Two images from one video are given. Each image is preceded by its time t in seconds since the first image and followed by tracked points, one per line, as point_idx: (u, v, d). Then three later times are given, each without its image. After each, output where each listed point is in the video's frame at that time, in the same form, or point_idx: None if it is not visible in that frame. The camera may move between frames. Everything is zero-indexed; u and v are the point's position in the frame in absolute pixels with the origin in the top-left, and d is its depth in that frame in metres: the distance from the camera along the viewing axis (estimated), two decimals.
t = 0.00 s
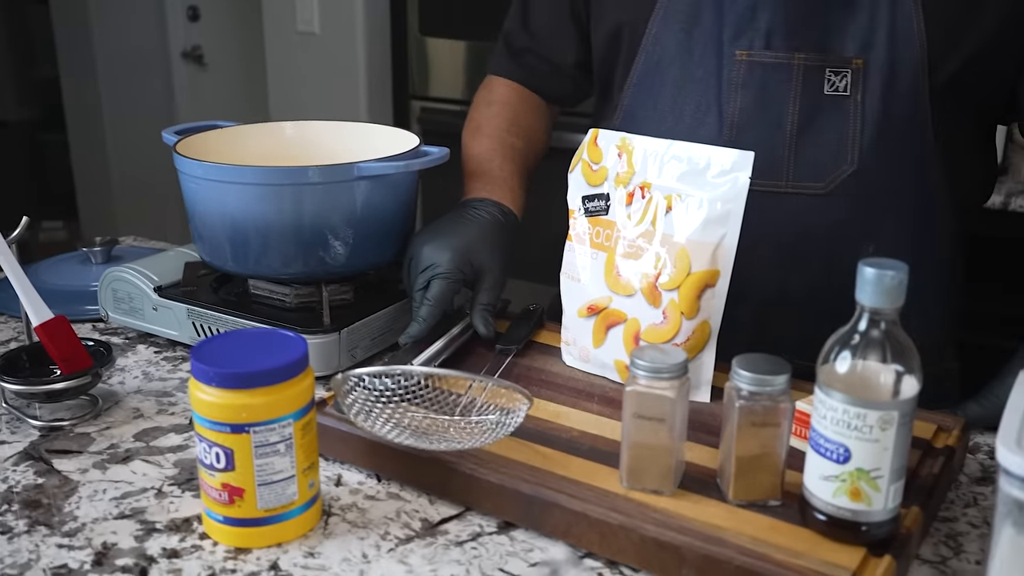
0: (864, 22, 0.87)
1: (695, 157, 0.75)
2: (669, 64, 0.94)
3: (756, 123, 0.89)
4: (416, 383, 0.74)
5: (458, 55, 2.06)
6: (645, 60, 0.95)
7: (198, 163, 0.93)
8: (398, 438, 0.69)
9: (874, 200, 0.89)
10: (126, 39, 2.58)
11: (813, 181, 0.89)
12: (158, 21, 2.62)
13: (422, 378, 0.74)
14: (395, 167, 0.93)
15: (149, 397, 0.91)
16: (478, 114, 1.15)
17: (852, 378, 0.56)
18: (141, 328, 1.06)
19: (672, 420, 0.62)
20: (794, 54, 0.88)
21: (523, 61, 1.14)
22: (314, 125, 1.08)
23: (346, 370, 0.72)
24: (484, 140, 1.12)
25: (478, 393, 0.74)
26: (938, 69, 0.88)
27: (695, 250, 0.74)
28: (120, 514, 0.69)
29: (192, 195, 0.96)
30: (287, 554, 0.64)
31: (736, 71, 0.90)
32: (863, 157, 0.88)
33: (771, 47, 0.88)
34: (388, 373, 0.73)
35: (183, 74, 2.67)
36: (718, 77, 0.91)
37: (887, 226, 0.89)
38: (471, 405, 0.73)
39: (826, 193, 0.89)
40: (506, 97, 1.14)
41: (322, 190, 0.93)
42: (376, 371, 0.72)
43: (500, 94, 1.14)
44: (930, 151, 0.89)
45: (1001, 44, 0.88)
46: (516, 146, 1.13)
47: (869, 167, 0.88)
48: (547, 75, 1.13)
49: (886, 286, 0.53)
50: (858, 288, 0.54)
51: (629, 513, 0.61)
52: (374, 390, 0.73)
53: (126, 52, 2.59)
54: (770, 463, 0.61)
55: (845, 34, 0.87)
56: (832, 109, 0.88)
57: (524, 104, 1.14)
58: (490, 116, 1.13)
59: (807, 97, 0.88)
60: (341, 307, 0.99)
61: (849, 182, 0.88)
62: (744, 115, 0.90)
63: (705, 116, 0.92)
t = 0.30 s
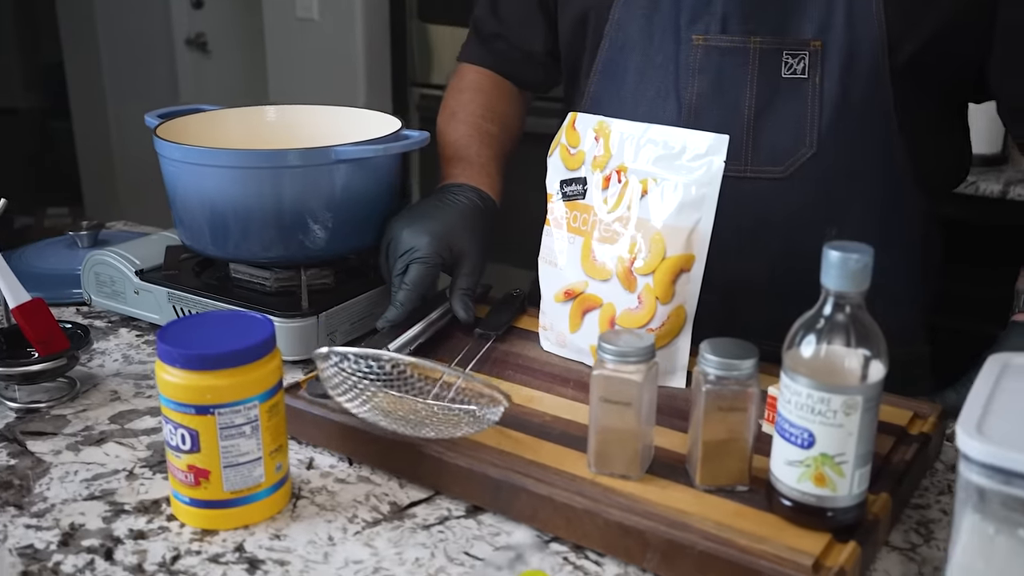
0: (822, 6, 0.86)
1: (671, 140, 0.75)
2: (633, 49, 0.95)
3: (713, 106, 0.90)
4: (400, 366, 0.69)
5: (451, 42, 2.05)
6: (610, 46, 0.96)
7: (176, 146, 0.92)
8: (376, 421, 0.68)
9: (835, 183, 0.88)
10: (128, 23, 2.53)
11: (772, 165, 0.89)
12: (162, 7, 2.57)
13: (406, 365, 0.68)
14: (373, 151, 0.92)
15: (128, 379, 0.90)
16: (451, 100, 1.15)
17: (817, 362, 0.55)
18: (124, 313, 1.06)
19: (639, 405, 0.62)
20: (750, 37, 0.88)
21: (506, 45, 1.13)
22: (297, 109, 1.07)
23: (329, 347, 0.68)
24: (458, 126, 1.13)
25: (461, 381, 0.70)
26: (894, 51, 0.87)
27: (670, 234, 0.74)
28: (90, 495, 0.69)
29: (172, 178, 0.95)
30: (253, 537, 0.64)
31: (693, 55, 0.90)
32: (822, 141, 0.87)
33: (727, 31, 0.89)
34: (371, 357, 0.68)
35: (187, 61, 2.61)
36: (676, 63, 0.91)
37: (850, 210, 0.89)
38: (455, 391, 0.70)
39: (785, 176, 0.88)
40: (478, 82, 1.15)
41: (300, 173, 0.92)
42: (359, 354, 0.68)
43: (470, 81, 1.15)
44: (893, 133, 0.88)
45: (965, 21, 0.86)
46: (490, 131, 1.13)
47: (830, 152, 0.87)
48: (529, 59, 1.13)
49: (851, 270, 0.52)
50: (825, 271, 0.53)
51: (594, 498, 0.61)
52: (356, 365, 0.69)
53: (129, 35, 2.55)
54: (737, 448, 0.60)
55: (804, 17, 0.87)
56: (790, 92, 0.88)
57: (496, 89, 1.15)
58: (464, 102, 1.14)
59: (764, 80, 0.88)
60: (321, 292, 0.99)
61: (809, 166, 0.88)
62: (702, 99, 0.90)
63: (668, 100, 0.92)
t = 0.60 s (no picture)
0: None
1: (652, 130, 0.75)
2: (619, 30, 0.94)
3: (698, 87, 0.89)
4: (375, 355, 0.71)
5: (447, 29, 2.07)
6: (597, 30, 0.95)
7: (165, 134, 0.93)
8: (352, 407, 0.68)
9: (823, 169, 0.88)
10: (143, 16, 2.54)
11: (758, 146, 0.88)
12: None
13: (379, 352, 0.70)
14: (360, 139, 0.93)
15: (119, 363, 0.91)
16: (441, 86, 1.16)
17: (785, 353, 0.55)
18: (118, 297, 1.07)
19: (611, 393, 0.62)
20: (736, 18, 0.87)
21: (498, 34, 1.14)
22: (288, 97, 1.08)
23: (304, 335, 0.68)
24: (448, 111, 1.14)
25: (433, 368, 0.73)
26: (879, 34, 0.86)
27: (650, 224, 0.74)
28: (74, 477, 0.70)
29: (164, 164, 0.96)
30: (231, 520, 0.64)
31: (679, 36, 0.89)
32: (808, 122, 0.87)
33: (713, 12, 0.88)
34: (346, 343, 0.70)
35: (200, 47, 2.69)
36: (662, 44, 0.91)
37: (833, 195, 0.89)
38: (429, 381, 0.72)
39: (770, 157, 0.87)
40: (468, 68, 1.15)
41: (290, 160, 0.93)
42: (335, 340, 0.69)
43: (461, 66, 1.15)
44: (878, 117, 0.88)
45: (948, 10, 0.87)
46: (480, 118, 1.14)
47: (817, 136, 0.87)
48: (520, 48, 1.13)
49: (818, 261, 0.52)
50: (793, 262, 0.53)
51: (566, 485, 0.61)
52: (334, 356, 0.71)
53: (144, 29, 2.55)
54: (709, 438, 0.61)
55: None
56: (776, 73, 0.87)
57: (486, 76, 1.15)
58: (454, 88, 1.15)
59: (749, 61, 0.88)
60: (310, 278, 1.00)
61: (794, 147, 0.87)
62: (687, 80, 0.90)
63: (655, 82, 0.91)
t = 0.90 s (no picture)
0: None
1: (644, 134, 0.75)
2: (628, 29, 0.94)
3: (706, 87, 0.89)
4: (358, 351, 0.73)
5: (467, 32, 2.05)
6: (608, 27, 0.95)
7: (175, 134, 0.94)
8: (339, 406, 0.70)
9: (823, 172, 0.88)
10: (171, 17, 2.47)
11: (762, 146, 0.88)
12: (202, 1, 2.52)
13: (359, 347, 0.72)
14: (361, 139, 0.95)
15: (124, 356, 0.93)
16: (444, 78, 1.17)
17: (763, 358, 0.56)
18: (126, 292, 1.09)
19: (594, 395, 0.63)
20: (745, 20, 0.87)
21: (506, 37, 1.15)
22: (295, 97, 1.09)
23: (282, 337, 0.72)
24: (448, 104, 1.15)
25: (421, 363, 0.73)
26: (882, 39, 0.86)
27: (640, 227, 0.75)
28: (74, 469, 0.71)
29: (169, 164, 0.97)
30: (222, 513, 0.66)
31: (689, 35, 0.89)
32: (811, 125, 0.87)
33: (723, 12, 0.88)
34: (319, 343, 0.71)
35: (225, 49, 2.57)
36: (670, 43, 0.91)
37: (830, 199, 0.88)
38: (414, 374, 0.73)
39: (775, 158, 0.87)
40: (472, 61, 1.17)
41: (293, 160, 0.94)
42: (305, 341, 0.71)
43: (466, 59, 1.17)
44: (880, 122, 0.87)
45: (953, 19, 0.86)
46: (479, 111, 1.15)
47: (818, 138, 0.87)
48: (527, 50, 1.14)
49: (794, 268, 0.53)
50: (771, 270, 0.54)
51: (549, 485, 0.62)
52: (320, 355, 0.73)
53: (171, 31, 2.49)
54: (690, 440, 0.61)
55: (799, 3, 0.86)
56: (782, 75, 0.87)
57: (489, 70, 1.17)
58: (455, 81, 1.16)
59: (756, 63, 0.87)
60: (312, 276, 1.02)
61: (798, 148, 0.87)
62: (695, 79, 0.89)
63: (659, 82, 0.91)
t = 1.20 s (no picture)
0: None
1: (648, 137, 0.76)
2: (647, 28, 0.94)
3: (720, 85, 0.89)
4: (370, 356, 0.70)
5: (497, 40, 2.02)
6: (628, 24, 0.95)
7: (193, 133, 0.96)
8: (346, 401, 0.72)
9: (832, 175, 0.88)
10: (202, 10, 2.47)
11: (773, 147, 0.87)
12: None
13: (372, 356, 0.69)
14: (372, 140, 0.96)
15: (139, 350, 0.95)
16: (468, 73, 1.18)
17: (756, 360, 0.56)
18: (143, 287, 1.11)
19: (591, 394, 0.64)
20: (761, 21, 0.87)
21: (524, 40, 1.16)
22: (313, 96, 1.10)
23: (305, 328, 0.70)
24: (472, 100, 1.16)
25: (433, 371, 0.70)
26: (896, 44, 0.85)
27: (643, 229, 0.76)
28: (85, 460, 0.73)
29: (186, 163, 0.99)
30: (227, 505, 0.67)
31: (706, 34, 0.89)
32: (822, 127, 0.86)
33: (740, 13, 0.88)
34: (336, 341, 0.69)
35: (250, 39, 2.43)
36: (685, 42, 0.91)
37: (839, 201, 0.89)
38: (426, 371, 0.71)
39: (785, 159, 0.87)
40: (496, 57, 1.17)
41: (308, 160, 0.96)
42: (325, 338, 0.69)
43: (490, 54, 1.18)
44: (892, 127, 0.87)
45: (971, 25, 0.85)
46: (500, 107, 1.17)
47: (828, 141, 0.87)
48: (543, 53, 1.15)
49: (786, 271, 0.53)
50: (763, 273, 0.54)
51: (545, 483, 0.63)
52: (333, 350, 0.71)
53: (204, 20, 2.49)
54: (685, 441, 0.62)
55: (815, 6, 0.86)
56: (797, 77, 0.87)
57: (512, 68, 1.18)
58: (479, 76, 1.17)
59: (771, 64, 0.87)
60: (324, 274, 1.03)
61: (807, 152, 0.87)
62: (709, 78, 0.90)
63: (673, 81, 0.92)
